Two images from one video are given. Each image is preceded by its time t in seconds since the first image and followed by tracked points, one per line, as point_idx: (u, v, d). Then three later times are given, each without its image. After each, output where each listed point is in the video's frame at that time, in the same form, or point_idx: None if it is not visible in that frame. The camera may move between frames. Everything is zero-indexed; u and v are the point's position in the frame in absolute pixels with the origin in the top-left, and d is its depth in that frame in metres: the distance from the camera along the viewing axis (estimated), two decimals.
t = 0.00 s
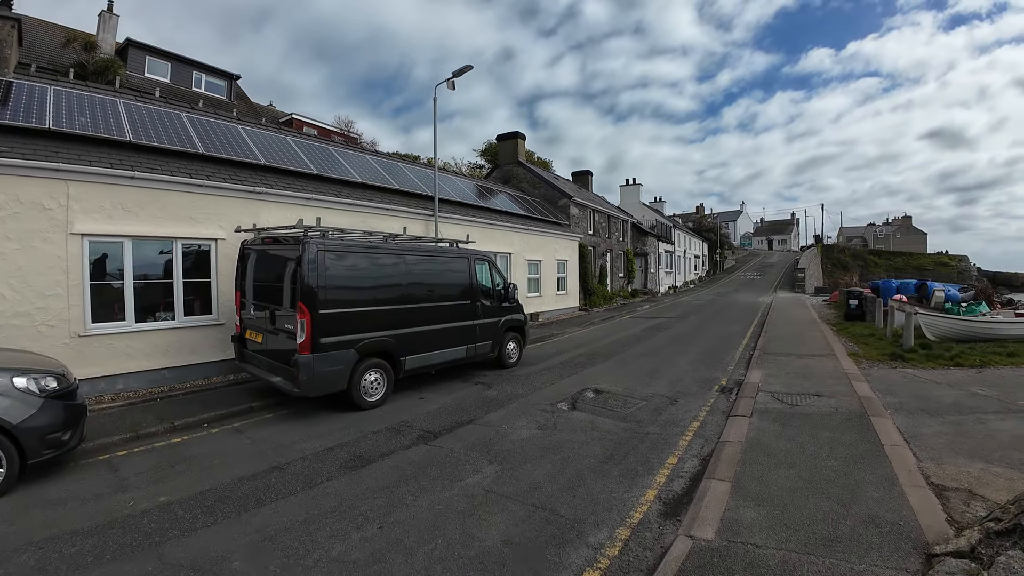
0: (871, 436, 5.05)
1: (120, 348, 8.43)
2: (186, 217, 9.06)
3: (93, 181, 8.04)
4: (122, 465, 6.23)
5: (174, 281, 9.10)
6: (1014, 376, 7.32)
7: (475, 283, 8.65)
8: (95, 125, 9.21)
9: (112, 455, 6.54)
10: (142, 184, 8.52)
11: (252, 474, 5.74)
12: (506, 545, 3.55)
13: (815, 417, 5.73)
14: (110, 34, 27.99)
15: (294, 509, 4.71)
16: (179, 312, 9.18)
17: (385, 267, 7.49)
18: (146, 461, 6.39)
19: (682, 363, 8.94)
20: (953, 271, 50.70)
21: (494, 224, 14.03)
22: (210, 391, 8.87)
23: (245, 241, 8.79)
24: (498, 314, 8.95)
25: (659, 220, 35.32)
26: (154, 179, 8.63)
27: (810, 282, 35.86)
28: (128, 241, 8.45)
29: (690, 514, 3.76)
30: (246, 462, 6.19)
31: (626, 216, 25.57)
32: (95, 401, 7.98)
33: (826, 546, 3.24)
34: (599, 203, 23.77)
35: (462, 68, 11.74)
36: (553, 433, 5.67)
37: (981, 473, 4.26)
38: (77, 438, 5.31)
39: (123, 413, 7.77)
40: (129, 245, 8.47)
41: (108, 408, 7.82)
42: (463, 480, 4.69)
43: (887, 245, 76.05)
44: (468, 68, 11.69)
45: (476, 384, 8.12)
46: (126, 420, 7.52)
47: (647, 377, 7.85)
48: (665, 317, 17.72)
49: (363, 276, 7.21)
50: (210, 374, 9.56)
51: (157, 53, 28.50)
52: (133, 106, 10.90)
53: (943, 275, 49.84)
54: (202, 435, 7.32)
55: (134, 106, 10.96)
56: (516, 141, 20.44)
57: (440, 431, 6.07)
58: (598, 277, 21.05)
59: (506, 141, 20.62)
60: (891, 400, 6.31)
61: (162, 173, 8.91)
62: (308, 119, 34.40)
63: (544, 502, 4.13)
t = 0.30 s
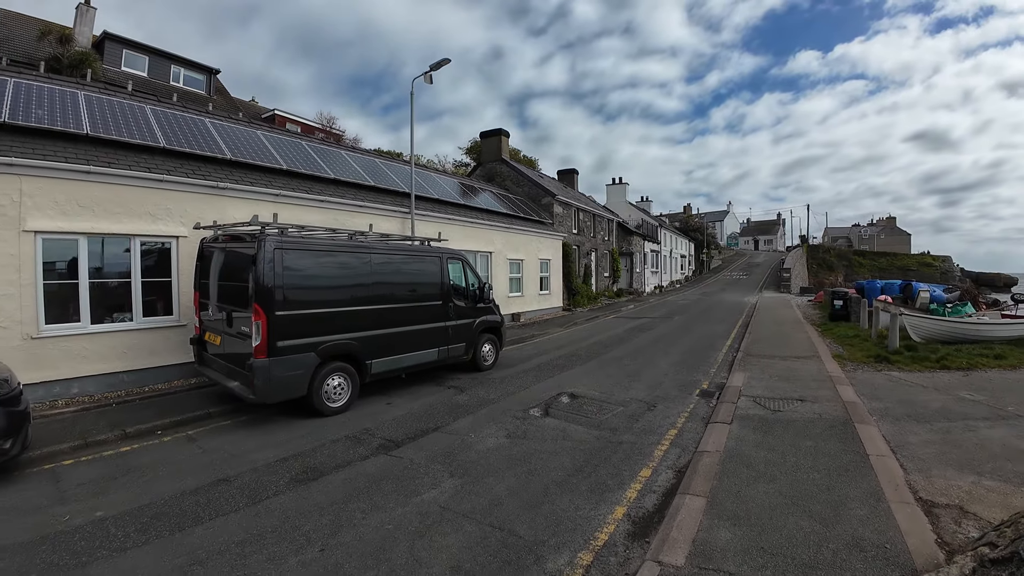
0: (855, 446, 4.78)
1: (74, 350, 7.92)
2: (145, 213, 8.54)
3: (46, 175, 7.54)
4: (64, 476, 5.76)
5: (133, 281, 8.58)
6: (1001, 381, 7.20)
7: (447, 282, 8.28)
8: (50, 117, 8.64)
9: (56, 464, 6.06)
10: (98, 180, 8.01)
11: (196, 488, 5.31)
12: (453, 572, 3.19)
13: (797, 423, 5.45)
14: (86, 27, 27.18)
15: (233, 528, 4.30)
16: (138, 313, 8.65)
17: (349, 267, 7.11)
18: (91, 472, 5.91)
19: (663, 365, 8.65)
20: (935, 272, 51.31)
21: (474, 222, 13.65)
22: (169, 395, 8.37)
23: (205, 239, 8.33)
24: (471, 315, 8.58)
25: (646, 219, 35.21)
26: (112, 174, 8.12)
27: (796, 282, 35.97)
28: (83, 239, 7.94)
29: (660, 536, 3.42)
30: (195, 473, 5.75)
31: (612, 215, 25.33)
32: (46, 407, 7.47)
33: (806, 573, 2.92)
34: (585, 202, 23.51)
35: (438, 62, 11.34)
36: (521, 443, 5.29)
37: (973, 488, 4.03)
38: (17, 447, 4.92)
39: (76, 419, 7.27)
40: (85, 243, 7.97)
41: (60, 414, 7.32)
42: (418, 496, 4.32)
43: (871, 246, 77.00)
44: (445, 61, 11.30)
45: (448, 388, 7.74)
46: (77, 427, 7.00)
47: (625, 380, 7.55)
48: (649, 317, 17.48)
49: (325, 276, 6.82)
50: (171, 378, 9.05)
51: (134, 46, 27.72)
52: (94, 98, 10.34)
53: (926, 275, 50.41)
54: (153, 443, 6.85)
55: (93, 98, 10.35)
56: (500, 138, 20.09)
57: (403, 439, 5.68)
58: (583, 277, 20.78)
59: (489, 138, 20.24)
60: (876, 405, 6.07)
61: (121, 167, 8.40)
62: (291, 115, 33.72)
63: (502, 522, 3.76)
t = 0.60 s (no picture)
0: (847, 458, 4.52)
1: (33, 353, 7.47)
2: (107, 210, 8.07)
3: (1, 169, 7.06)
4: (9, 488, 5.32)
5: (94, 279, 8.09)
6: (994, 387, 7.11)
7: (424, 283, 7.94)
8: (9, 108, 8.14)
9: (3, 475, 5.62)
10: (58, 175, 7.54)
11: (142, 504, 4.90)
12: None
13: (785, 432, 5.18)
14: (66, 20, 26.47)
15: (174, 550, 3.91)
16: (100, 314, 8.17)
17: (318, 266, 6.73)
18: (38, 483, 5.47)
19: (648, 369, 8.36)
20: (921, 273, 51.80)
21: (458, 221, 13.30)
22: (131, 401, 7.91)
23: (168, 238, 7.89)
24: (449, 316, 8.24)
25: (636, 219, 35.07)
26: (72, 169, 7.66)
27: (784, 283, 36.02)
28: (41, 236, 7.48)
29: (635, 562, 3.10)
30: (143, 487, 5.33)
31: (600, 215, 25.09)
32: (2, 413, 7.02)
33: None
34: (573, 202, 23.24)
35: (421, 56, 10.97)
36: (494, 454, 4.95)
37: (971, 504, 3.77)
38: None
39: (33, 425, 6.83)
40: (44, 240, 7.51)
41: (16, 419, 6.88)
42: (378, 515, 3.96)
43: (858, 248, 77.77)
44: (428, 55, 10.94)
45: (423, 394, 7.39)
46: (31, 434, 6.55)
47: (608, 385, 7.25)
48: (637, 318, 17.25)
49: (291, 275, 6.44)
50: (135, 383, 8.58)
51: (115, 39, 27.00)
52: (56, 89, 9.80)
53: (912, 276, 50.87)
54: (109, 451, 6.42)
55: (54, 89, 9.79)
56: (486, 136, 19.74)
57: (369, 450, 5.33)
58: (570, 277, 20.52)
59: (476, 136, 19.89)
60: (866, 412, 5.82)
61: (83, 161, 7.93)
62: (276, 111, 33.09)
63: (465, 545, 3.42)
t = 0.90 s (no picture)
0: (848, 471, 4.21)
1: None
2: (69, 204, 7.56)
3: None
4: None
5: (57, 278, 7.60)
6: (994, 391, 6.94)
7: (402, 282, 7.54)
8: None
9: None
10: (14, 167, 7.03)
11: (83, 521, 4.44)
12: None
13: (781, 443, 4.85)
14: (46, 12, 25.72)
15: (107, 575, 3.49)
16: (63, 314, 7.68)
17: (286, 264, 6.33)
18: None
19: (638, 373, 8.01)
20: (911, 275, 52.06)
21: (444, 219, 12.90)
22: (94, 406, 7.44)
23: (130, 234, 7.43)
24: (429, 317, 7.85)
25: (628, 219, 34.81)
26: (29, 160, 7.14)
27: (776, 284, 35.92)
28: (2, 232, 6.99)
29: None
30: (90, 500, 4.89)
31: (592, 214, 24.77)
32: None
33: None
34: (564, 201, 22.92)
35: (404, 47, 10.58)
36: (469, 467, 4.56)
37: (982, 524, 3.45)
38: None
39: None
40: (4, 236, 7.01)
41: None
42: (335, 537, 3.58)
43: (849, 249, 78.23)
44: (411, 47, 10.55)
45: (401, 399, 7.00)
46: None
47: (596, 390, 6.88)
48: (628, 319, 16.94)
49: (256, 274, 6.03)
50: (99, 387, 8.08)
51: (97, 32, 26.26)
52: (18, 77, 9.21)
53: (902, 278, 51.09)
54: (65, 460, 5.95)
55: (15, 76, 9.23)
56: (476, 133, 19.36)
57: (336, 463, 4.95)
58: (561, 277, 20.20)
59: (465, 133, 19.49)
60: (866, 420, 5.51)
61: (41, 152, 7.41)
62: (263, 107, 32.47)
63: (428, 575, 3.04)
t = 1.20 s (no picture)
0: (848, 486, 3.93)
1: None
2: (36, 201, 7.17)
3: None
4: None
5: (26, 278, 7.23)
6: (995, 397, 6.75)
7: (382, 282, 7.22)
8: None
9: None
10: None
11: (30, 535, 4.05)
12: None
13: (776, 453, 4.56)
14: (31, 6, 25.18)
15: None
16: (29, 315, 7.28)
17: (255, 263, 6.00)
18: None
19: (629, 377, 7.71)
20: (904, 276, 52.16)
21: (432, 218, 12.57)
22: (60, 411, 7.03)
23: (96, 233, 7.05)
24: (411, 319, 7.52)
25: (622, 219, 34.58)
26: None
27: (771, 284, 35.77)
28: None
29: None
30: (42, 512, 4.50)
31: (585, 214, 24.50)
32: None
33: None
34: (557, 201, 22.63)
35: (389, 41, 10.25)
36: (442, 481, 4.24)
37: (993, 545, 3.17)
38: None
39: None
40: None
41: None
42: (291, 562, 3.25)
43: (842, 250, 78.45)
44: (396, 40, 10.22)
45: (379, 405, 6.68)
46: None
47: (583, 396, 6.59)
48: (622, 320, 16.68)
49: (222, 273, 5.71)
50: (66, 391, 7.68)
51: (83, 28, 25.74)
52: None
53: (896, 279, 51.23)
54: (22, 469, 5.55)
55: None
56: (467, 132, 19.04)
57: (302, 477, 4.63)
58: (553, 278, 19.93)
59: (456, 131, 19.17)
60: (865, 429, 5.24)
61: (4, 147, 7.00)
62: (254, 105, 32.02)
63: None
